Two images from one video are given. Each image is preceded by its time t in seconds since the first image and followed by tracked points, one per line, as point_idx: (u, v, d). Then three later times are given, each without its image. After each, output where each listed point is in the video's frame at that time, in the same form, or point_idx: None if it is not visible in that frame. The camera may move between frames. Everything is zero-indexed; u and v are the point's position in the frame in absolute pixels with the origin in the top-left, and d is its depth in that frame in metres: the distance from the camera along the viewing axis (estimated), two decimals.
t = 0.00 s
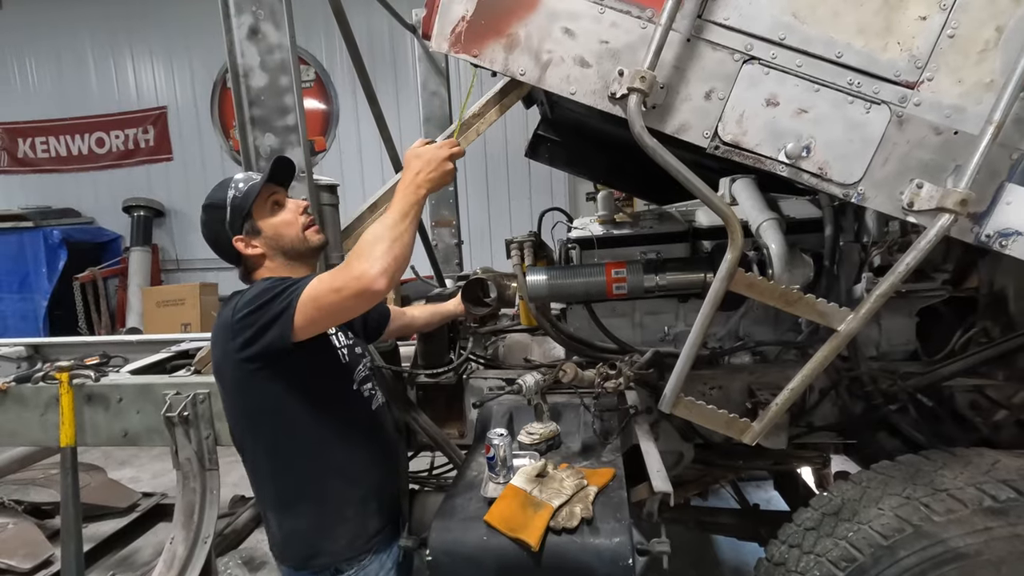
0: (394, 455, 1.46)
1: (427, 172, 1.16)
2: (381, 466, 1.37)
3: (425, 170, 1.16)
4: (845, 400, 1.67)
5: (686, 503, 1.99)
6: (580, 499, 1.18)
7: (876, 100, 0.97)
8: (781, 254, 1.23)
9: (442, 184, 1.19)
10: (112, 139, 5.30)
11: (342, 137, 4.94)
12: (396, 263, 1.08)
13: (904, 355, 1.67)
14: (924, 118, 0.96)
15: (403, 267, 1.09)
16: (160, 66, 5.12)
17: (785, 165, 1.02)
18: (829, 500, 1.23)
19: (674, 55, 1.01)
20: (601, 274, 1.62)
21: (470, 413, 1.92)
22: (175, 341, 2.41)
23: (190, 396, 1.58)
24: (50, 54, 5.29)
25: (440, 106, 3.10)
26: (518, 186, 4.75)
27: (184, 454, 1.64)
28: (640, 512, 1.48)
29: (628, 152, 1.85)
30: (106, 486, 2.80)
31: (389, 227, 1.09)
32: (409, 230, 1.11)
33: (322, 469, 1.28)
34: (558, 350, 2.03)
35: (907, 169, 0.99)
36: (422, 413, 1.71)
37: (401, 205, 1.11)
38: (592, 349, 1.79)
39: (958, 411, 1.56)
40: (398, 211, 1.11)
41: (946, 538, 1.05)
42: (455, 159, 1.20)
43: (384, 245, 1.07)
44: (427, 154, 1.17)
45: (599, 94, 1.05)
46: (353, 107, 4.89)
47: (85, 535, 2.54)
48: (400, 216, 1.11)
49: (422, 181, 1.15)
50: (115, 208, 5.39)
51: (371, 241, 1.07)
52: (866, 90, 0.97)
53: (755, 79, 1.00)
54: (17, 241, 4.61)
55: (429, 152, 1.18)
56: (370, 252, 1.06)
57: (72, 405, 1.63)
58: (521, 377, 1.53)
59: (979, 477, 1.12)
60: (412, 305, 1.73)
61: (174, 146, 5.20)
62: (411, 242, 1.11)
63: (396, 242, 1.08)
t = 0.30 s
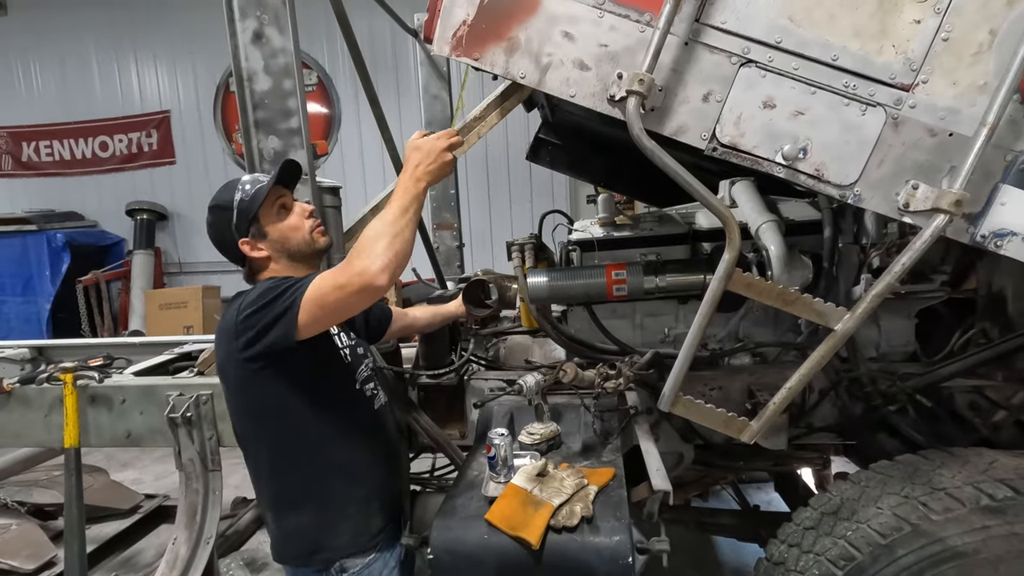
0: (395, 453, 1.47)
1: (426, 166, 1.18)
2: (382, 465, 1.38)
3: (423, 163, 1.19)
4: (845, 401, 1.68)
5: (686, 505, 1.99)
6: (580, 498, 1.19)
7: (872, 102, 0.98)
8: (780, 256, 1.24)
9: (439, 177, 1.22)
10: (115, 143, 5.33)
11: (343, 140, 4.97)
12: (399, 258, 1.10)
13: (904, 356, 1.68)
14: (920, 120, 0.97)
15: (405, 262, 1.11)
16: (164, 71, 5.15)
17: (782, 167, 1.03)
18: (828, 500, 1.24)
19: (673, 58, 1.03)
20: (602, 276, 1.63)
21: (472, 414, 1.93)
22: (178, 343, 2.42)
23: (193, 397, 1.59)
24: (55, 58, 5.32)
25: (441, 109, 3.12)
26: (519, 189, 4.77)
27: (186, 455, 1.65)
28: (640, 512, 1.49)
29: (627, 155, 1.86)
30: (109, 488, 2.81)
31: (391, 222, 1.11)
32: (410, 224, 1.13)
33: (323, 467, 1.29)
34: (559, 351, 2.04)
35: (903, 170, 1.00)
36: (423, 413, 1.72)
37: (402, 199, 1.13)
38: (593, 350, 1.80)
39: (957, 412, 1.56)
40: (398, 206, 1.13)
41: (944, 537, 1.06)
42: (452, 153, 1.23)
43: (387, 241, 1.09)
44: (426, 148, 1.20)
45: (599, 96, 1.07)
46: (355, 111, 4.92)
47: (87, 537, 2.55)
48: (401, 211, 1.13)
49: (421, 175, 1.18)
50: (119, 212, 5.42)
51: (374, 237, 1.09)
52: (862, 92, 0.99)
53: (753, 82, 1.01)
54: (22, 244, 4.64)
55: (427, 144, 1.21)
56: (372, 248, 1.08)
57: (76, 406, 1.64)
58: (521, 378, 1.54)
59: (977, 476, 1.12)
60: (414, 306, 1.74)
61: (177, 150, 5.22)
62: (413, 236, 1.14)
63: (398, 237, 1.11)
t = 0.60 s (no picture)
0: (397, 456, 1.48)
1: (425, 206, 1.19)
2: (384, 467, 1.39)
3: (422, 202, 1.19)
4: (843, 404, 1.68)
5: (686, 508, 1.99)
6: (579, 501, 1.19)
7: (867, 107, 1.00)
8: (778, 260, 1.25)
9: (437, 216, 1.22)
10: (119, 147, 5.36)
11: (345, 145, 4.99)
12: (394, 299, 1.11)
13: (902, 359, 1.68)
14: (914, 125, 0.98)
15: (400, 303, 1.13)
16: (167, 76, 5.18)
17: (779, 171, 1.04)
18: (827, 502, 1.25)
19: (670, 64, 1.04)
20: (601, 280, 1.64)
21: (472, 417, 1.94)
22: (179, 347, 2.43)
23: (195, 399, 1.60)
24: (59, 64, 5.36)
25: (443, 114, 3.13)
26: (520, 193, 4.79)
27: (188, 457, 1.65)
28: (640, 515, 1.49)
29: (627, 160, 1.88)
30: (110, 491, 2.81)
31: (389, 262, 1.12)
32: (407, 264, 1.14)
33: (327, 469, 1.30)
34: (559, 355, 2.04)
35: (898, 174, 1.02)
36: (424, 416, 1.73)
37: (401, 239, 1.14)
38: (592, 353, 1.80)
39: (955, 415, 1.56)
40: (398, 245, 1.14)
41: (941, 539, 1.06)
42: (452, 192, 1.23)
43: (384, 279, 1.11)
44: (426, 187, 1.20)
45: (597, 102, 1.08)
46: (357, 116, 4.95)
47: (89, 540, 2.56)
48: (399, 250, 1.14)
49: (421, 214, 1.18)
50: (121, 216, 5.44)
51: (371, 275, 1.11)
52: (857, 98, 1.00)
53: (749, 87, 1.03)
54: (25, 248, 4.66)
55: (426, 183, 1.21)
56: (370, 286, 1.09)
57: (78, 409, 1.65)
58: (521, 381, 1.54)
59: (974, 478, 1.13)
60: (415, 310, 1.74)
61: (180, 154, 5.25)
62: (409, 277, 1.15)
63: (395, 277, 1.12)
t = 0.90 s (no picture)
0: (399, 460, 1.47)
1: (424, 215, 1.20)
2: (386, 472, 1.38)
3: (421, 211, 1.20)
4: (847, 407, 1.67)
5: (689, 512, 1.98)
6: (582, 504, 1.19)
7: (871, 108, 0.99)
8: (781, 262, 1.24)
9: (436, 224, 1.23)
10: (122, 152, 5.37)
11: (347, 149, 5.00)
12: (393, 307, 1.12)
13: (907, 363, 1.67)
14: (918, 126, 0.98)
15: (399, 310, 1.14)
16: (170, 80, 5.20)
17: (782, 172, 1.03)
18: (831, 507, 1.23)
19: (672, 65, 1.04)
20: (603, 283, 1.64)
21: (473, 420, 1.93)
22: (181, 350, 2.43)
23: (196, 402, 1.59)
24: (64, 69, 5.39)
25: (445, 118, 3.14)
26: (522, 197, 4.79)
27: (188, 461, 1.65)
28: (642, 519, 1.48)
29: (629, 163, 1.87)
30: (111, 494, 2.81)
31: (388, 269, 1.13)
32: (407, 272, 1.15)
33: (328, 474, 1.29)
34: (561, 358, 2.03)
35: (902, 175, 1.01)
36: (425, 420, 1.73)
37: (400, 247, 1.15)
38: (595, 357, 1.80)
39: (960, 418, 1.55)
40: (397, 252, 1.15)
41: (948, 544, 1.05)
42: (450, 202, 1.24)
43: (383, 287, 1.11)
44: (425, 195, 1.21)
45: (599, 103, 1.08)
46: (359, 120, 4.96)
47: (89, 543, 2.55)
48: (399, 257, 1.15)
49: (420, 221, 1.19)
50: (124, 220, 5.45)
51: (371, 282, 1.11)
52: (861, 99, 0.99)
53: (752, 88, 1.02)
54: (28, 252, 4.68)
55: (425, 193, 1.22)
56: (369, 294, 1.09)
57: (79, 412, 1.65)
58: (522, 385, 1.52)
59: (981, 482, 1.12)
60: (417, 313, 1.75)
61: (183, 159, 5.27)
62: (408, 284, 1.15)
63: (394, 286, 1.13)
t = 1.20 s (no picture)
0: (408, 462, 1.46)
1: (445, 183, 1.17)
2: (394, 474, 1.37)
3: (441, 180, 1.17)
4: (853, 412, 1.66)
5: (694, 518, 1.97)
6: (588, 509, 1.18)
7: (879, 112, 0.99)
8: (787, 266, 1.24)
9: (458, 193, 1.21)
10: (126, 155, 5.39)
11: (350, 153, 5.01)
12: (409, 279, 1.10)
13: (914, 368, 1.67)
14: (927, 130, 0.98)
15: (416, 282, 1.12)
16: (174, 85, 5.22)
17: (790, 176, 1.03)
18: (839, 512, 1.22)
19: (680, 69, 1.04)
20: (608, 286, 1.63)
21: (478, 425, 1.93)
22: (185, 353, 2.43)
23: (199, 406, 1.59)
24: (68, 73, 5.41)
25: (448, 122, 3.14)
26: (525, 200, 4.79)
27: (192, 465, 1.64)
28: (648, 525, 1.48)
29: (634, 166, 1.87)
30: (114, 498, 2.80)
31: (405, 240, 1.12)
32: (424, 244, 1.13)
33: (336, 476, 1.28)
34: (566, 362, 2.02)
35: (911, 179, 1.01)
36: (429, 424, 1.72)
37: (418, 218, 1.13)
38: (599, 361, 1.80)
39: (968, 423, 1.54)
40: (414, 224, 1.13)
41: (958, 551, 1.05)
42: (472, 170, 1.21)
43: (398, 259, 1.10)
44: (444, 165, 1.18)
45: (607, 107, 1.08)
46: (362, 124, 4.97)
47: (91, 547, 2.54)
48: (416, 229, 1.13)
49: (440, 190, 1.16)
50: (128, 223, 5.46)
51: (386, 253, 1.10)
52: (869, 102, 0.99)
53: (759, 92, 1.02)
54: (31, 255, 4.68)
55: (446, 162, 1.19)
56: (384, 266, 1.08)
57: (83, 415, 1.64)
58: (529, 388, 1.52)
59: (991, 488, 1.11)
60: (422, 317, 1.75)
61: (186, 162, 5.28)
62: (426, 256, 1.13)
63: (410, 257, 1.11)
